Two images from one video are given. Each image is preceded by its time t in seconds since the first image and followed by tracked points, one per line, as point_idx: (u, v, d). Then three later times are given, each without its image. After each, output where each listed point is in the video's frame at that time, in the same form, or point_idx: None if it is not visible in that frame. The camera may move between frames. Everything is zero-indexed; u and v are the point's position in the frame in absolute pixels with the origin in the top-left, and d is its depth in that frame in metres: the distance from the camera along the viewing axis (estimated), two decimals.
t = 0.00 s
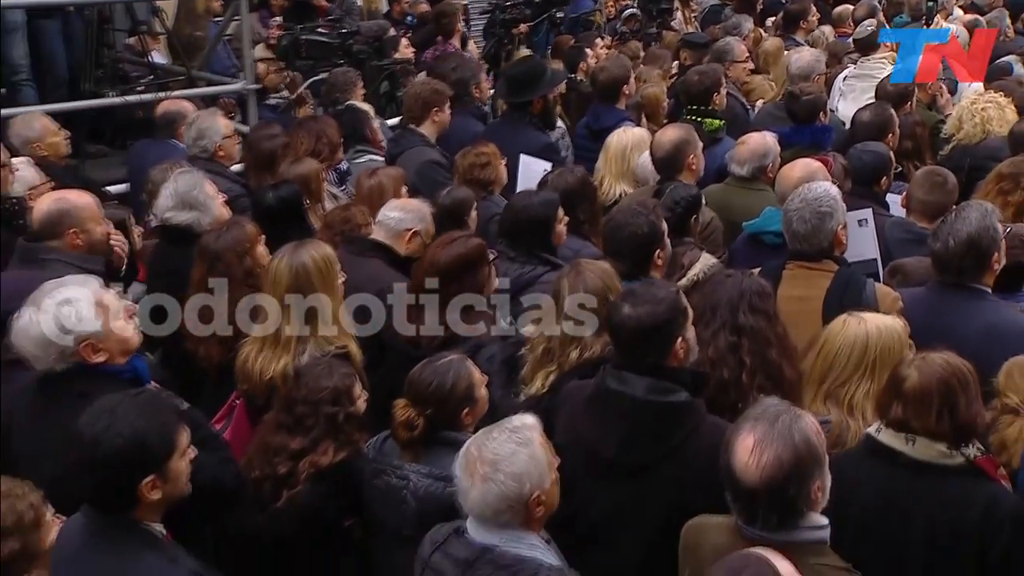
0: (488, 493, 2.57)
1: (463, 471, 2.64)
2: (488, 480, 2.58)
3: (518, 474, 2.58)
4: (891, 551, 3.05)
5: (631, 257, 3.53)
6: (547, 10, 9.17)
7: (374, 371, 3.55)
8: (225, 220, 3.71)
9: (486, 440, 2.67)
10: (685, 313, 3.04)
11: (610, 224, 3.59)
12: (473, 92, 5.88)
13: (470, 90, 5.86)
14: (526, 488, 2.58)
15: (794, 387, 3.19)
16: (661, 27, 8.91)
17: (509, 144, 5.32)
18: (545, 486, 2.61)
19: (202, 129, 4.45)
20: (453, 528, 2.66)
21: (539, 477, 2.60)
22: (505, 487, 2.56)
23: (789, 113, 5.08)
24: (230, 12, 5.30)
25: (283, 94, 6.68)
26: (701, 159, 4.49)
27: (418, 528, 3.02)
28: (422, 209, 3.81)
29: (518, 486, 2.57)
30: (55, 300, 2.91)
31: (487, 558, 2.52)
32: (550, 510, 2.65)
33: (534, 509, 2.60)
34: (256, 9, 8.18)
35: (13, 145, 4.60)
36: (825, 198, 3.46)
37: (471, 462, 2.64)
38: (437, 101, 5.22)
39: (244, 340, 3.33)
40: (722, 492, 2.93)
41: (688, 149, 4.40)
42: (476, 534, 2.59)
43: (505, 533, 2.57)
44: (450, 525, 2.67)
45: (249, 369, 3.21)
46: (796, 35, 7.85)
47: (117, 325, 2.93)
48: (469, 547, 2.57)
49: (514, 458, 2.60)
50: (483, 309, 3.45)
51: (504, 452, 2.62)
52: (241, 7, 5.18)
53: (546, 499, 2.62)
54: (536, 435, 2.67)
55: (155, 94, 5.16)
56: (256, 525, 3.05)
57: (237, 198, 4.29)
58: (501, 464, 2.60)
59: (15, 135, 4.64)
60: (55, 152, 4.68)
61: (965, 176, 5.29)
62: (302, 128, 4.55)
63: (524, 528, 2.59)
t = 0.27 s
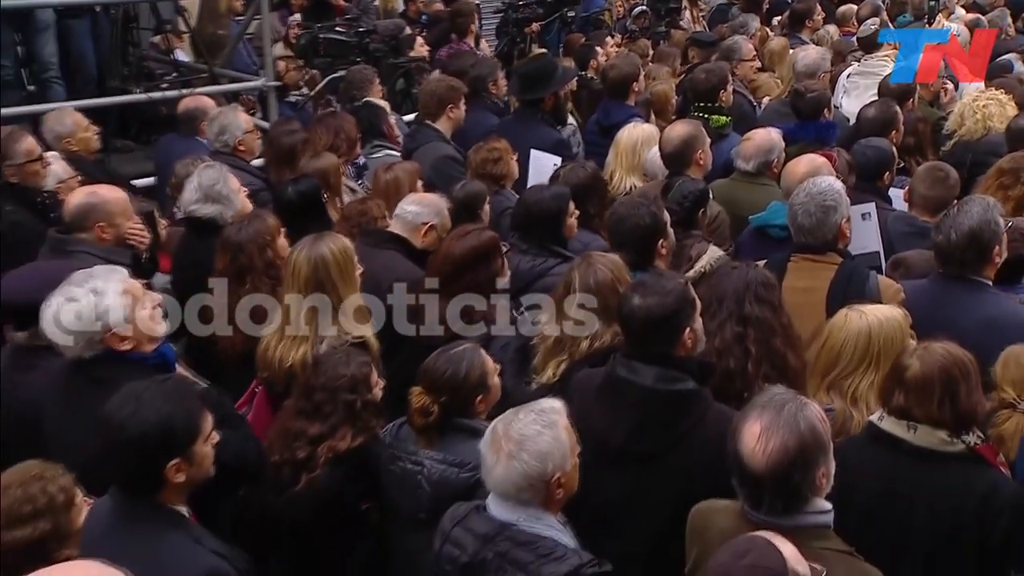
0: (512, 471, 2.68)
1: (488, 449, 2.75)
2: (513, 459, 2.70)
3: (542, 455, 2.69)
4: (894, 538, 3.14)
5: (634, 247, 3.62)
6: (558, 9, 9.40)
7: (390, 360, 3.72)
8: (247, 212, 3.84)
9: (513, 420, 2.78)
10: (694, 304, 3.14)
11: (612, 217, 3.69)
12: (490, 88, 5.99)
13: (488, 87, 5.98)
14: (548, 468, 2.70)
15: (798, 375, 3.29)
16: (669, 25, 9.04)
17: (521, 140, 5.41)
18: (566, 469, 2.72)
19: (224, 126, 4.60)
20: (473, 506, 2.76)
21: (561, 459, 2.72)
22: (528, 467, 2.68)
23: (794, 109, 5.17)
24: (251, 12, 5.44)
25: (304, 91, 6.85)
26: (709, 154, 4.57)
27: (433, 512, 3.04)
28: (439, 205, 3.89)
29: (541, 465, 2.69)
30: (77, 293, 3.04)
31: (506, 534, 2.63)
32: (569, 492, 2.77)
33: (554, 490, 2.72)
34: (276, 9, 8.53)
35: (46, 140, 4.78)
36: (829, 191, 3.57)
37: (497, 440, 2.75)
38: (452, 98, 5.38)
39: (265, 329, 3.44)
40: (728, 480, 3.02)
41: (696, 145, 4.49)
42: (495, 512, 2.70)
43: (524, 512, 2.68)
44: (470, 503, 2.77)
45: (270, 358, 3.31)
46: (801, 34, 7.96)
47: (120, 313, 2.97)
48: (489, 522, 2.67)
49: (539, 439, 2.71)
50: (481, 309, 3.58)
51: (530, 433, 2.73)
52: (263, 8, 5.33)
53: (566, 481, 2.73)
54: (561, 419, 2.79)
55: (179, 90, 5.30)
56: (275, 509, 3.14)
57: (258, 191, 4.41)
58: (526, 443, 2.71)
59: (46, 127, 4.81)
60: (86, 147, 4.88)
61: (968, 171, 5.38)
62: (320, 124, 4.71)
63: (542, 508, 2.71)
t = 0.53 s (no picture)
0: (530, 451, 2.81)
1: (507, 431, 2.87)
2: (531, 439, 2.82)
3: (559, 437, 2.81)
4: (895, 526, 3.22)
5: (643, 239, 3.71)
6: (570, 8, 9.48)
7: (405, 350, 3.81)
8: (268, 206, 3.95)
9: (531, 404, 2.89)
10: (700, 296, 3.23)
11: (621, 209, 3.78)
12: (505, 85, 6.08)
13: (503, 84, 6.08)
14: (565, 450, 2.82)
15: (802, 364, 3.40)
16: (677, 24, 9.17)
17: (532, 135, 5.51)
18: (582, 452, 2.85)
19: (244, 121, 4.72)
20: (487, 489, 2.85)
21: (578, 442, 2.84)
22: (546, 448, 2.80)
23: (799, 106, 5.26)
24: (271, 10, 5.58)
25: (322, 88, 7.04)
26: (716, 149, 4.66)
27: (448, 495, 3.11)
28: (452, 197, 4.07)
29: (558, 447, 2.81)
30: (104, 282, 3.15)
31: (520, 514, 2.71)
32: (583, 476, 2.89)
33: (570, 472, 2.84)
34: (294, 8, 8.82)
35: (76, 135, 4.99)
36: (834, 185, 3.65)
37: (516, 422, 2.87)
38: (465, 94, 5.56)
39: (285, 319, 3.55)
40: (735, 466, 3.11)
41: (703, 140, 4.58)
42: (511, 492, 2.82)
43: (539, 492, 2.81)
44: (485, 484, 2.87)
45: (290, 346, 3.43)
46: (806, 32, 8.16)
47: (116, 305, 3.06)
48: (503, 503, 2.75)
49: (557, 422, 2.83)
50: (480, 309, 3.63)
51: (548, 415, 2.84)
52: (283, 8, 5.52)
53: (581, 465, 2.86)
54: (577, 405, 2.90)
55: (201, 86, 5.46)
56: (294, 491, 3.25)
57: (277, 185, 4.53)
58: (545, 424, 2.83)
59: (77, 122, 5.04)
60: (114, 141, 5.07)
61: (969, 167, 5.47)
62: (339, 119, 4.82)
63: (557, 490, 2.82)
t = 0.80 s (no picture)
0: (535, 438, 2.90)
1: (514, 418, 2.97)
2: (536, 427, 2.91)
3: (564, 424, 2.90)
4: (892, 512, 3.29)
5: (652, 232, 3.82)
6: (579, 8, 9.62)
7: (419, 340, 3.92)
8: (285, 198, 4.10)
9: (538, 393, 2.99)
10: (705, 288, 3.33)
11: (631, 203, 3.88)
12: (518, 82, 6.18)
13: (516, 81, 6.18)
14: (570, 437, 2.90)
15: (804, 355, 3.50)
16: (683, 24, 9.31)
17: (542, 131, 5.61)
18: (586, 439, 2.93)
19: (262, 119, 4.90)
20: (497, 474, 2.98)
21: (582, 429, 2.92)
22: (550, 435, 2.89)
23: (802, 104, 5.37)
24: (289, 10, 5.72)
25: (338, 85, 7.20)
26: (721, 146, 4.76)
27: (460, 479, 3.24)
28: (463, 189, 4.16)
29: (563, 434, 2.89)
30: (129, 272, 3.28)
31: (527, 499, 2.83)
32: (589, 462, 2.97)
33: (574, 458, 2.92)
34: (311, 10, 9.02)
35: (105, 130, 5.10)
36: (836, 180, 3.77)
37: (523, 410, 2.96)
38: (477, 92, 5.71)
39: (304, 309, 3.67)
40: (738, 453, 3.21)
41: (708, 137, 4.68)
42: (518, 479, 2.92)
43: (544, 478, 2.90)
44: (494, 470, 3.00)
45: (309, 335, 3.55)
46: (809, 33, 8.32)
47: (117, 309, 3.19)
48: (512, 488, 2.87)
49: (561, 410, 2.92)
50: (480, 309, 3.71)
51: (553, 404, 2.93)
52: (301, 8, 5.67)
53: (586, 452, 2.94)
54: (582, 394, 2.99)
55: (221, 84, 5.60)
56: (312, 475, 3.35)
57: (295, 180, 4.66)
58: (549, 413, 2.92)
59: (105, 118, 5.17)
60: (141, 136, 5.21)
61: (969, 163, 5.58)
62: (355, 116, 4.94)
63: (562, 476, 2.92)
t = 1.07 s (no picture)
0: (537, 430, 2.96)
1: (518, 410, 3.03)
2: (539, 418, 2.97)
3: (565, 416, 2.96)
4: (892, 499, 3.35)
5: (660, 227, 3.92)
6: (589, 9, 9.78)
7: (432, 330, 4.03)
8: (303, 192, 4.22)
9: (540, 385, 3.05)
10: (710, 282, 3.39)
11: (640, 199, 3.99)
12: (530, 82, 6.29)
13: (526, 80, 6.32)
14: (571, 428, 2.97)
15: (807, 347, 3.60)
16: (690, 24, 9.47)
17: (552, 129, 5.72)
18: (588, 429, 2.99)
19: (280, 116, 5.06)
20: (503, 464, 3.09)
21: (584, 420, 2.98)
22: (552, 427, 2.95)
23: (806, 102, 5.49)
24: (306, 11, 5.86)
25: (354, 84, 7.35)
26: (726, 143, 4.86)
27: (472, 467, 3.29)
28: (473, 183, 4.32)
29: (564, 425, 2.96)
30: (152, 263, 3.44)
31: (531, 488, 2.92)
32: (591, 451, 3.04)
33: (576, 448, 2.99)
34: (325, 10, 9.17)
35: (129, 127, 5.24)
36: (839, 176, 3.85)
37: (526, 403, 3.03)
38: (488, 91, 5.82)
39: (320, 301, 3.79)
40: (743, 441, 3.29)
41: (714, 135, 4.78)
42: (523, 468, 3.00)
43: (548, 468, 2.97)
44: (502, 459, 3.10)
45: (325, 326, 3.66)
46: (812, 33, 8.47)
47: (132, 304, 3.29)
48: (516, 478, 2.98)
49: (562, 402, 2.98)
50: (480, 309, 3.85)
51: (554, 396, 3.00)
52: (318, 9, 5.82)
53: (588, 441, 3.00)
54: (584, 384, 3.05)
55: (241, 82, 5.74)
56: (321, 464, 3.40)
57: (312, 176, 4.78)
58: (551, 405, 2.98)
59: (130, 116, 5.31)
60: (165, 133, 5.35)
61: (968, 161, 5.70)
62: (370, 114, 5.07)
63: (565, 465, 2.99)
